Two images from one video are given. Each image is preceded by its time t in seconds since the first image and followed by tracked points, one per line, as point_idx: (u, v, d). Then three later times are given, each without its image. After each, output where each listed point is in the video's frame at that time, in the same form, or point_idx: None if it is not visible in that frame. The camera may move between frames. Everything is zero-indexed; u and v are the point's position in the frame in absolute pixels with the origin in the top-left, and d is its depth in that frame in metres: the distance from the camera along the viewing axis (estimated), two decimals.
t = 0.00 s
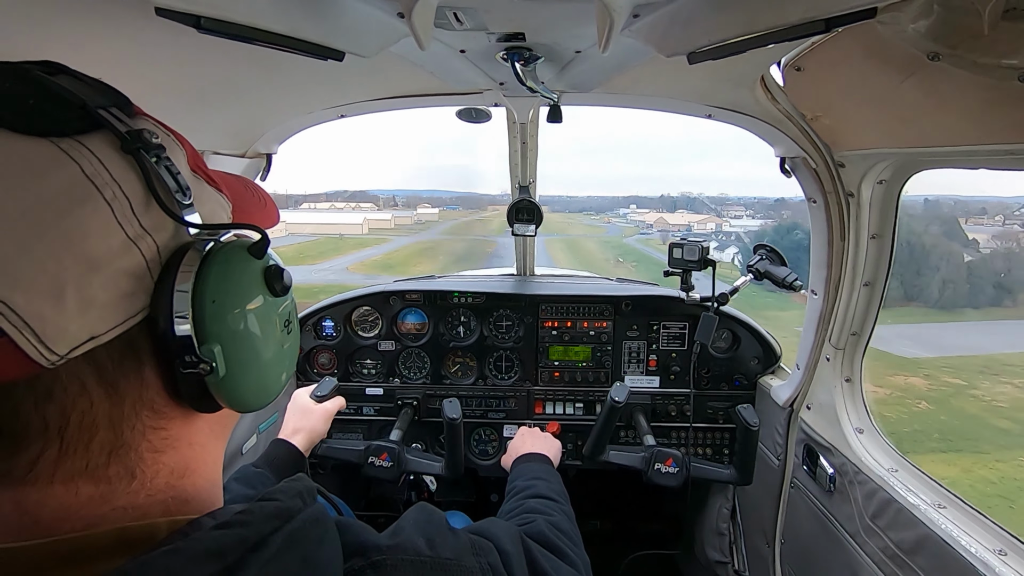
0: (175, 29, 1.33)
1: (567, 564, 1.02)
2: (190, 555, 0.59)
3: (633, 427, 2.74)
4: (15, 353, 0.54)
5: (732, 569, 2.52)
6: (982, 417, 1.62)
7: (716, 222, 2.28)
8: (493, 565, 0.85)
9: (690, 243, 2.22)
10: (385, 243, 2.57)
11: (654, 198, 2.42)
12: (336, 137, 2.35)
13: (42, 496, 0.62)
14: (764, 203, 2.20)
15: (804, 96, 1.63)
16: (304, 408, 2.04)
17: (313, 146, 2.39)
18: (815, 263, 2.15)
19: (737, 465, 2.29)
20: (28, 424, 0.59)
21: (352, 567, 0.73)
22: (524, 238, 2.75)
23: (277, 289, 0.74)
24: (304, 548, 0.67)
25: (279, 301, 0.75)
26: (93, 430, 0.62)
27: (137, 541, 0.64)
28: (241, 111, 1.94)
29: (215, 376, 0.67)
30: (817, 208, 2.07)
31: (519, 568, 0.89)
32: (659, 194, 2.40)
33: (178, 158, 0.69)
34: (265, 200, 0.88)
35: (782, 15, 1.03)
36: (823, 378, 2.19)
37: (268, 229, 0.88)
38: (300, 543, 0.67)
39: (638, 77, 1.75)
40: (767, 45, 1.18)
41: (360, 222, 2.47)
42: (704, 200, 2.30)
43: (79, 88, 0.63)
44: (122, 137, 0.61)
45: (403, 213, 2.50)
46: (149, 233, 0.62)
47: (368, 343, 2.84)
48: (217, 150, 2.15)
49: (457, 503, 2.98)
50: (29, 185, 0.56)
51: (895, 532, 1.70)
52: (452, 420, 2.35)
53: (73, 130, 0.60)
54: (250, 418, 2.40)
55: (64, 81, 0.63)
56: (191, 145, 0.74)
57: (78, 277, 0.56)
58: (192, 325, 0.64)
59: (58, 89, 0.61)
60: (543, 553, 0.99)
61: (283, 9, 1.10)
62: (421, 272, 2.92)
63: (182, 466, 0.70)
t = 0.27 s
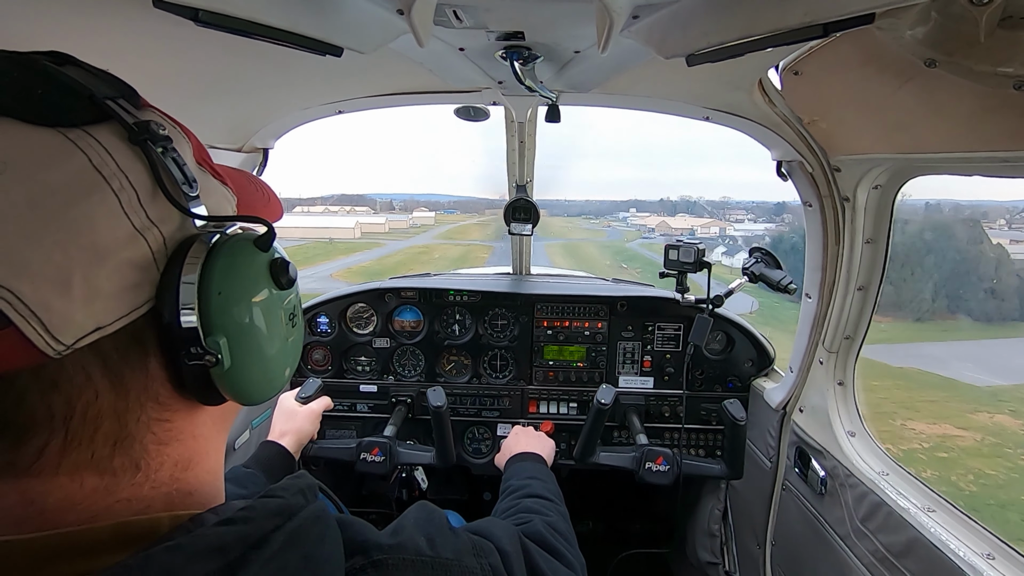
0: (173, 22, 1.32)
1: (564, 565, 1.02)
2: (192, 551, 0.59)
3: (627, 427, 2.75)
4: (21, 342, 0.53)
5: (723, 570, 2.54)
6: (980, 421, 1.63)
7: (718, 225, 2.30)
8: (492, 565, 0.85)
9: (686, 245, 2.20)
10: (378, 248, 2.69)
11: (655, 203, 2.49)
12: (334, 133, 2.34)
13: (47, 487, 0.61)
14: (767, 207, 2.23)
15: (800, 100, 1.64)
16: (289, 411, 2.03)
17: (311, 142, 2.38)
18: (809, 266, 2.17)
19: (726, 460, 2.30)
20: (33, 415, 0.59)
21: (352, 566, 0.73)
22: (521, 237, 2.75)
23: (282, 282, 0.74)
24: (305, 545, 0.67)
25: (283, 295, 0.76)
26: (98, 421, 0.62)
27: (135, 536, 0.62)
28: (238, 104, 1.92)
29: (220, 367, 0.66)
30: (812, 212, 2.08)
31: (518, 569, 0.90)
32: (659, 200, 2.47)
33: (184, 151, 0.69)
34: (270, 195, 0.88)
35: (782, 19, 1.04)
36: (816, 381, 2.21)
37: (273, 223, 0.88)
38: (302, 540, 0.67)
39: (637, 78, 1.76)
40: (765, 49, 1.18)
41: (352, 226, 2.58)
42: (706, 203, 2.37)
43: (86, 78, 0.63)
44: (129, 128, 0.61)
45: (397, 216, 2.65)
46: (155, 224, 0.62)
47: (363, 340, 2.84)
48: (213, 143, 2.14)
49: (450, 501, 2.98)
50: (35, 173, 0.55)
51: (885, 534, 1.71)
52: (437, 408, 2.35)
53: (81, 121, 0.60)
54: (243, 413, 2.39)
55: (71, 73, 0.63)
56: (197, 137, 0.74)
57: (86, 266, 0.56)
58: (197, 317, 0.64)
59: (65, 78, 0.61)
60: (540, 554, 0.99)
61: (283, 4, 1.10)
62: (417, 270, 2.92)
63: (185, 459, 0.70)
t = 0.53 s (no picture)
0: (171, 21, 1.32)
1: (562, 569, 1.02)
2: (195, 556, 0.59)
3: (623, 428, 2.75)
4: (20, 343, 0.53)
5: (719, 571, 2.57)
6: (972, 427, 1.63)
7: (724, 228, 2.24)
8: (491, 570, 0.85)
9: (682, 247, 2.23)
10: (372, 251, 2.72)
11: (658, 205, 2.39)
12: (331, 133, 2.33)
13: (45, 489, 0.60)
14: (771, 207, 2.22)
15: (797, 102, 1.64)
16: (283, 413, 2.02)
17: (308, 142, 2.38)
18: (806, 268, 2.17)
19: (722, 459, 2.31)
20: (32, 417, 0.58)
21: (354, 570, 0.72)
22: (518, 238, 2.75)
23: (284, 283, 0.73)
24: (308, 549, 0.67)
25: (286, 296, 0.75)
26: (97, 423, 0.61)
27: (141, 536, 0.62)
28: (235, 103, 1.92)
29: (221, 369, 0.66)
30: (808, 214, 2.09)
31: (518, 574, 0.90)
32: (660, 200, 2.38)
33: (185, 150, 0.68)
34: (271, 196, 0.87)
35: (780, 22, 1.04)
36: (812, 383, 2.21)
37: (274, 224, 0.87)
38: (304, 544, 0.67)
39: (635, 80, 1.76)
40: (762, 51, 1.18)
41: (346, 229, 2.54)
42: (709, 205, 2.31)
43: (87, 77, 0.63)
44: (130, 127, 0.61)
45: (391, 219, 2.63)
46: (156, 224, 0.62)
47: (359, 341, 2.83)
48: (209, 142, 2.13)
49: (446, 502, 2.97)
50: (36, 173, 0.55)
51: (880, 536, 1.72)
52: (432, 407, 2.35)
53: (81, 119, 0.59)
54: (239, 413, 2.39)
55: (71, 71, 0.62)
56: (199, 137, 0.73)
57: (86, 267, 0.55)
58: (198, 319, 0.64)
59: (65, 77, 0.60)
60: (538, 558, 0.99)
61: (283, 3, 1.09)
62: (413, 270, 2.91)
63: (185, 461, 0.70)
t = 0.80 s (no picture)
0: (170, 26, 1.32)
1: (561, 570, 1.02)
2: (190, 555, 0.59)
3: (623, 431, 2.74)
4: (15, 342, 0.53)
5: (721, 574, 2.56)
6: (972, 428, 1.63)
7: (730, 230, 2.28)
8: (489, 569, 0.85)
9: (682, 249, 2.20)
10: (368, 254, 2.71)
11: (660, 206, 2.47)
12: (330, 138, 2.34)
13: (41, 490, 0.60)
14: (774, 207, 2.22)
15: (795, 105, 1.65)
16: (284, 415, 2.02)
17: (307, 146, 2.38)
18: (805, 270, 2.18)
19: (722, 461, 2.30)
20: (27, 417, 0.58)
21: (351, 570, 0.72)
22: (518, 241, 2.76)
23: (278, 283, 0.74)
24: (303, 550, 0.67)
25: (280, 296, 0.75)
26: (92, 424, 0.62)
27: (134, 537, 0.62)
28: (236, 109, 1.93)
29: (216, 369, 0.66)
30: (807, 216, 2.09)
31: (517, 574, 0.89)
32: (663, 200, 2.47)
33: (181, 152, 0.68)
34: (268, 199, 0.87)
35: (777, 25, 1.04)
36: (812, 385, 2.21)
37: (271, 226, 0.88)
38: (300, 545, 0.67)
39: (634, 83, 1.76)
40: (760, 55, 1.19)
41: (339, 231, 2.56)
42: (712, 205, 2.35)
43: (82, 79, 0.63)
44: (125, 129, 0.61)
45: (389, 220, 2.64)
46: (151, 225, 0.62)
47: (359, 345, 2.83)
48: (209, 147, 2.14)
49: (447, 506, 2.97)
50: (32, 174, 0.55)
51: (881, 538, 1.71)
52: (433, 412, 2.34)
53: (77, 121, 0.59)
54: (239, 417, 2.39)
55: (68, 74, 0.63)
56: (194, 139, 0.73)
57: (80, 267, 0.56)
58: (193, 318, 0.64)
59: (61, 79, 0.61)
60: (537, 559, 0.98)
61: (281, 8, 1.10)
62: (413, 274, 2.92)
63: (181, 462, 0.70)
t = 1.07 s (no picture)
0: (169, 33, 1.33)
1: (565, 571, 1.02)
2: (191, 561, 0.58)
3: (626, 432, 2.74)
4: (19, 348, 0.53)
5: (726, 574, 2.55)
6: (975, 425, 1.63)
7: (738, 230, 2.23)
8: (492, 571, 0.85)
9: (683, 249, 2.21)
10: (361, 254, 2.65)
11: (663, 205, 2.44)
12: (329, 142, 2.34)
13: (45, 496, 0.60)
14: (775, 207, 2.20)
15: (794, 102, 1.65)
16: (288, 419, 2.02)
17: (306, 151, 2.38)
18: (806, 268, 2.18)
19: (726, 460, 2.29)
20: (30, 422, 0.59)
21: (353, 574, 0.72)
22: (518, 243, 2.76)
23: (280, 289, 0.74)
24: (304, 555, 0.67)
25: (281, 301, 0.75)
26: (94, 430, 0.62)
27: (132, 548, 0.62)
28: (234, 115, 1.93)
29: (219, 373, 0.66)
30: (807, 214, 2.09)
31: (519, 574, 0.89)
32: (666, 199, 2.44)
33: (183, 159, 0.69)
34: (269, 206, 0.88)
35: (774, 23, 1.04)
36: (815, 383, 2.21)
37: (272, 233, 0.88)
38: (301, 550, 0.67)
39: (632, 83, 1.76)
40: (757, 53, 1.19)
41: (333, 231, 2.48)
42: (717, 205, 2.33)
43: (85, 87, 0.63)
44: (127, 136, 0.61)
45: (386, 220, 2.59)
46: (153, 231, 0.62)
47: (361, 349, 2.83)
48: (209, 154, 2.14)
49: (451, 509, 2.96)
50: (35, 182, 0.55)
51: (887, 535, 1.71)
52: (437, 415, 2.34)
53: (80, 129, 0.60)
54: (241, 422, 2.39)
55: (71, 81, 0.63)
56: (195, 147, 0.73)
57: (84, 273, 0.56)
58: (195, 324, 0.64)
59: (64, 87, 0.61)
60: (541, 560, 0.98)
61: (279, 14, 1.10)
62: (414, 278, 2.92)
63: (183, 468, 0.70)
